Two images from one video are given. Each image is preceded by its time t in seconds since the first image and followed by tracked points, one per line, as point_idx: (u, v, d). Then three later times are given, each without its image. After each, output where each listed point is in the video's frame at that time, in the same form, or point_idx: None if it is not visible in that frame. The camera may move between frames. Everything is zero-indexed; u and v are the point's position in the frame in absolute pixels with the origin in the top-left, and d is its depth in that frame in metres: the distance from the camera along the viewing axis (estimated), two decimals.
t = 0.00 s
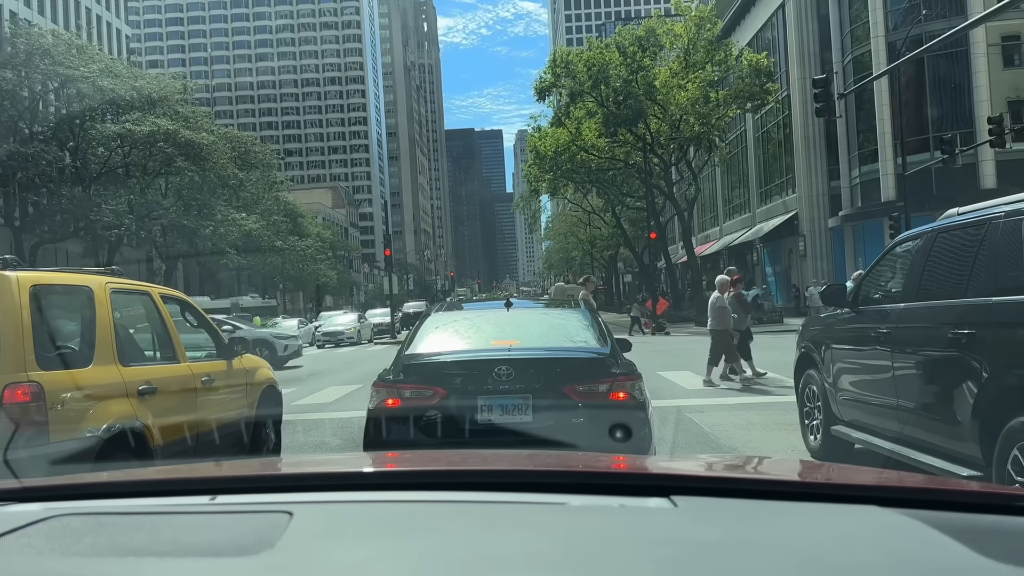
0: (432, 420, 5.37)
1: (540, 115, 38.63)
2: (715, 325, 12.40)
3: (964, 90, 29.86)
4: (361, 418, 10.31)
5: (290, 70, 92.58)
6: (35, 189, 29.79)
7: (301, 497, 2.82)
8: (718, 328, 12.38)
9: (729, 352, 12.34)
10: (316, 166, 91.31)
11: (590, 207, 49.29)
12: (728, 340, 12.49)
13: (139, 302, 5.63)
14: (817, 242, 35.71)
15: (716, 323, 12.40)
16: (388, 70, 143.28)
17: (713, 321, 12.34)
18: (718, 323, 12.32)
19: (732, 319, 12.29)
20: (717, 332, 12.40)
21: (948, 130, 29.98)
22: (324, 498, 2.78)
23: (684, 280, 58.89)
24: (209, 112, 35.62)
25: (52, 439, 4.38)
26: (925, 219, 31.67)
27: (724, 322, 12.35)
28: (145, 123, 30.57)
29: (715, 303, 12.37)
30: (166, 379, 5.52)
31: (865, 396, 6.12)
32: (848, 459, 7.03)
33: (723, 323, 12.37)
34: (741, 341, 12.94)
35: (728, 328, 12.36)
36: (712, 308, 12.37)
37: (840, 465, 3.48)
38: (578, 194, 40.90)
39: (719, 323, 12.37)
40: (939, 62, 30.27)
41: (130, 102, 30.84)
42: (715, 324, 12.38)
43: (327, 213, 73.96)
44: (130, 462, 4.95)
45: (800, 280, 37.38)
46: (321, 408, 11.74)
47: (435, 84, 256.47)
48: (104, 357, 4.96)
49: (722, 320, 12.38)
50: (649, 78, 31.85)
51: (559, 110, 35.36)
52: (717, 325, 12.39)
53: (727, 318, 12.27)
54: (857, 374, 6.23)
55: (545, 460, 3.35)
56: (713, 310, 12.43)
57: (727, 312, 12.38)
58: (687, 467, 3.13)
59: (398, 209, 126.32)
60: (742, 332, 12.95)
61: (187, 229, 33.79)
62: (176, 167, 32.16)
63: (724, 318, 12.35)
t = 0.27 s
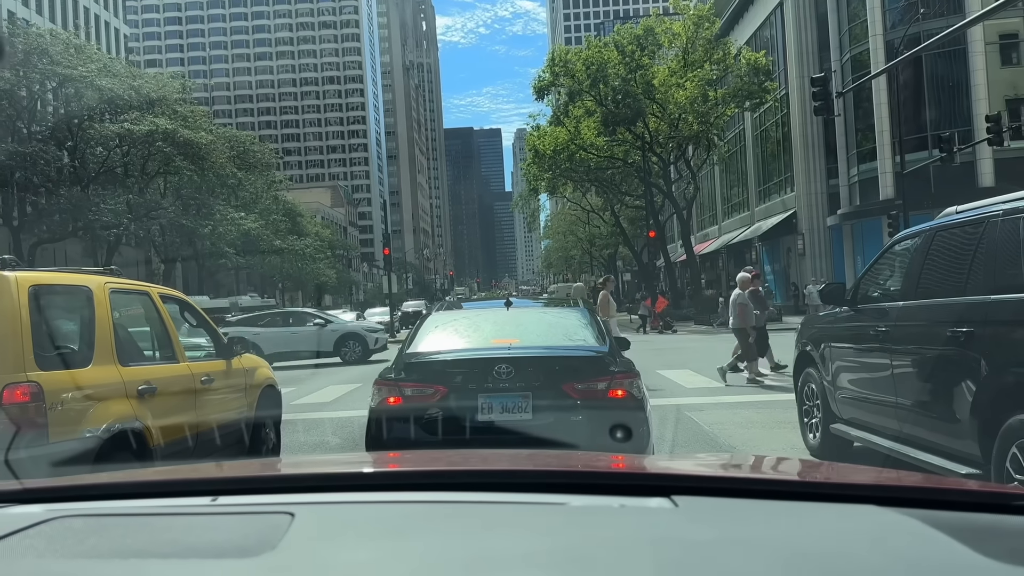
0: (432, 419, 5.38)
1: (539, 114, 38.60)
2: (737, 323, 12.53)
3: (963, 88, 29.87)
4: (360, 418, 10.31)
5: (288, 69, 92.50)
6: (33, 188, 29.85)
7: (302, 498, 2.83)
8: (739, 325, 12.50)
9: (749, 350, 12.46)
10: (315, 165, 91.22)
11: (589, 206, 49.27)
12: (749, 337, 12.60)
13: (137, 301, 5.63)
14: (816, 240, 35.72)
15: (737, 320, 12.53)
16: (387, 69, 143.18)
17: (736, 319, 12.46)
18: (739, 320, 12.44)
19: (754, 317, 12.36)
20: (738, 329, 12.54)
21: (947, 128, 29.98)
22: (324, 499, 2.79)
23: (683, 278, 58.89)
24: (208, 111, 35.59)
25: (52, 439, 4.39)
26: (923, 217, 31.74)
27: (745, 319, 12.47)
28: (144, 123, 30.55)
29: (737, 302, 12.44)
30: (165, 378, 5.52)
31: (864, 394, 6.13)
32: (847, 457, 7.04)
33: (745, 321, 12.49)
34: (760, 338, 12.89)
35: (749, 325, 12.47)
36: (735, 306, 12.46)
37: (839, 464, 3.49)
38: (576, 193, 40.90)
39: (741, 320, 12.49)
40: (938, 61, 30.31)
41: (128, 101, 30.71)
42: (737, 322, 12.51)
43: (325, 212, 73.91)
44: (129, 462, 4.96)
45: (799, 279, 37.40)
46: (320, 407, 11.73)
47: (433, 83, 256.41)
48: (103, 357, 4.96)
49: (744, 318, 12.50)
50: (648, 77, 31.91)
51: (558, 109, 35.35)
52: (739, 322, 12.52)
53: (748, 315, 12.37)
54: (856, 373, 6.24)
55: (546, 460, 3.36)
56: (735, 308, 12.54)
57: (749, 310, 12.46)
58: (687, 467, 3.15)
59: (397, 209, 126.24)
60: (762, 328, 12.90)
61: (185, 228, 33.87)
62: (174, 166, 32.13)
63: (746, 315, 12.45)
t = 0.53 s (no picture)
0: (431, 418, 5.38)
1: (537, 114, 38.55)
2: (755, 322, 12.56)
3: (961, 87, 29.90)
4: (359, 418, 10.31)
5: (286, 70, 92.41)
6: (31, 189, 29.84)
7: (301, 499, 2.83)
8: (755, 324, 12.52)
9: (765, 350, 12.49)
10: (313, 165, 91.11)
11: (588, 206, 49.26)
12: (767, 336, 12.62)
13: (135, 301, 5.62)
14: (814, 240, 35.74)
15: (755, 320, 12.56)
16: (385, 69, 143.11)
17: (753, 318, 12.50)
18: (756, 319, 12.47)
19: (770, 316, 12.34)
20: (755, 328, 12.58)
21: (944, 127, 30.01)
22: (322, 501, 2.80)
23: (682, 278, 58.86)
24: (206, 112, 35.55)
25: (50, 440, 4.39)
26: (921, 217, 31.78)
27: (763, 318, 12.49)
28: (142, 123, 30.51)
29: (754, 300, 12.47)
30: (163, 379, 5.53)
31: (863, 394, 6.13)
32: (846, 457, 7.05)
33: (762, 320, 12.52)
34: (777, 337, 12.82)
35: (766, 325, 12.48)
36: (752, 305, 12.50)
37: (837, 465, 3.50)
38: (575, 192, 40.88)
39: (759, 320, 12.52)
40: (936, 60, 30.36)
41: (125, 101, 30.59)
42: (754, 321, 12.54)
43: (324, 212, 73.83)
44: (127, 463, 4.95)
45: (797, 278, 37.44)
46: (319, 408, 11.72)
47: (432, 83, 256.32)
48: (101, 358, 4.97)
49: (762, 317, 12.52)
50: (646, 76, 31.95)
51: (556, 109, 35.34)
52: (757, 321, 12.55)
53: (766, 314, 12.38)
54: (855, 372, 6.24)
55: (545, 461, 3.37)
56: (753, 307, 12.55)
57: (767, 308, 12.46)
58: (686, 467, 3.15)
59: (396, 209, 126.16)
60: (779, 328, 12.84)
61: (183, 228, 33.95)
62: (173, 166, 32.10)
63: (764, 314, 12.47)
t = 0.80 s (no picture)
0: (431, 418, 5.38)
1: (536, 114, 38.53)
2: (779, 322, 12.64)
3: (959, 87, 29.95)
4: (358, 419, 10.31)
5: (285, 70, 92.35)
6: (30, 190, 29.80)
7: (299, 500, 2.83)
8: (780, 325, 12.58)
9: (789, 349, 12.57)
10: (312, 166, 91.05)
11: (587, 206, 49.27)
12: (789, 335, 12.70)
13: (134, 302, 5.62)
14: (812, 240, 35.77)
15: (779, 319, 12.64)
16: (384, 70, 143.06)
17: (778, 318, 12.57)
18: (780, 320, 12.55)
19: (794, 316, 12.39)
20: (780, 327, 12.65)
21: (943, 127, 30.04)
22: (320, 501, 2.80)
23: (681, 278, 58.86)
24: (204, 113, 35.52)
25: (49, 441, 4.39)
26: (920, 217, 31.82)
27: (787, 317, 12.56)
28: (140, 123, 30.48)
29: (777, 301, 12.51)
30: (162, 380, 5.53)
31: (862, 394, 6.14)
32: (845, 457, 7.05)
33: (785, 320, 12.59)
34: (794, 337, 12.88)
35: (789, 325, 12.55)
36: (775, 305, 12.56)
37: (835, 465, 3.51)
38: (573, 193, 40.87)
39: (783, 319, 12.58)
40: (934, 60, 30.42)
41: (124, 102, 30.59)
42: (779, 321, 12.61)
43: (322, 213, 73.78)
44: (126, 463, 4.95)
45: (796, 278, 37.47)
46: (318, 408, 11.72)
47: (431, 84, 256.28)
48: (100, 359, 4.96)
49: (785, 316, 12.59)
50: (644, 77, 31.97)
51: (555, 109, 35.34)
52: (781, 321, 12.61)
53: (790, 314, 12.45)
54: (853, 372, 6.24)
55: (544, 461, 3.37)
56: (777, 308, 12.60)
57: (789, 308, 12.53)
58: (685, 467, 3.16)
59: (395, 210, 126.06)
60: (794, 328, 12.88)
61: (181, 229, 34.00)
62: (171, 167, 32.07)
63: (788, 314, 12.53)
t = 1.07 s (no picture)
0: (430, 418, 5.38)
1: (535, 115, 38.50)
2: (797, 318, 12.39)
3: (957, 88, 30.00)
4: (357, 420, 10.30)
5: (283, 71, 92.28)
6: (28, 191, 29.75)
7: (298, 501, 2.83)
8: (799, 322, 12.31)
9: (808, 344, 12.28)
10: (311, 167, 90.99)
11: (586, 207, 49.27)
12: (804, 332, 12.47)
13: (133, 303, 5.63)
14: (811, 241, 35.77)
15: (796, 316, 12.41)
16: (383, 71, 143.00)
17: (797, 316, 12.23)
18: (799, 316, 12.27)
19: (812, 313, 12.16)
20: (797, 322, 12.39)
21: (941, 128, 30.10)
22: (317, 503, 2.80)
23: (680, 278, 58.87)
24: (203, 113, 35.50)
25: (47, 442, 4.39)
26: (919, 217, 31.82)
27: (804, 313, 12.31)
28: (139, 124, 30.46)
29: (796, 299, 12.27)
30: (161, 381, 5.53)
31: (860, 394, 6.14)
32: (843, 458, 7.06)
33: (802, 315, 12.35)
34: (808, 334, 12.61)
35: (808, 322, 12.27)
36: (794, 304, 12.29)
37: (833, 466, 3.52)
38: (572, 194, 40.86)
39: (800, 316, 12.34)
40: (933, 61, 30.47)
41: (122, 103, 30.60)
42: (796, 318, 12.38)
43: (321, 214, 73.71)
44: (125, 464, 4.95)
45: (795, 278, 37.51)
46: (317, 409, 11.72)
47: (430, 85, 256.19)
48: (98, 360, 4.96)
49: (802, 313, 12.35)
50: (643, 78, 31.99)
51: (554, 110, 35.34)
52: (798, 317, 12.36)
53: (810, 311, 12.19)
54: (852, 372, 6.25)
55: (541, 462, 3.37)
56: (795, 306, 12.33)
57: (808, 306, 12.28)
58: (681, 468, 3.16)
59: (394, 210, 125.99)
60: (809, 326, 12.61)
61: (179, 230, 34.13)
62: (170, 168, 32.05)
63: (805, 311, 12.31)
